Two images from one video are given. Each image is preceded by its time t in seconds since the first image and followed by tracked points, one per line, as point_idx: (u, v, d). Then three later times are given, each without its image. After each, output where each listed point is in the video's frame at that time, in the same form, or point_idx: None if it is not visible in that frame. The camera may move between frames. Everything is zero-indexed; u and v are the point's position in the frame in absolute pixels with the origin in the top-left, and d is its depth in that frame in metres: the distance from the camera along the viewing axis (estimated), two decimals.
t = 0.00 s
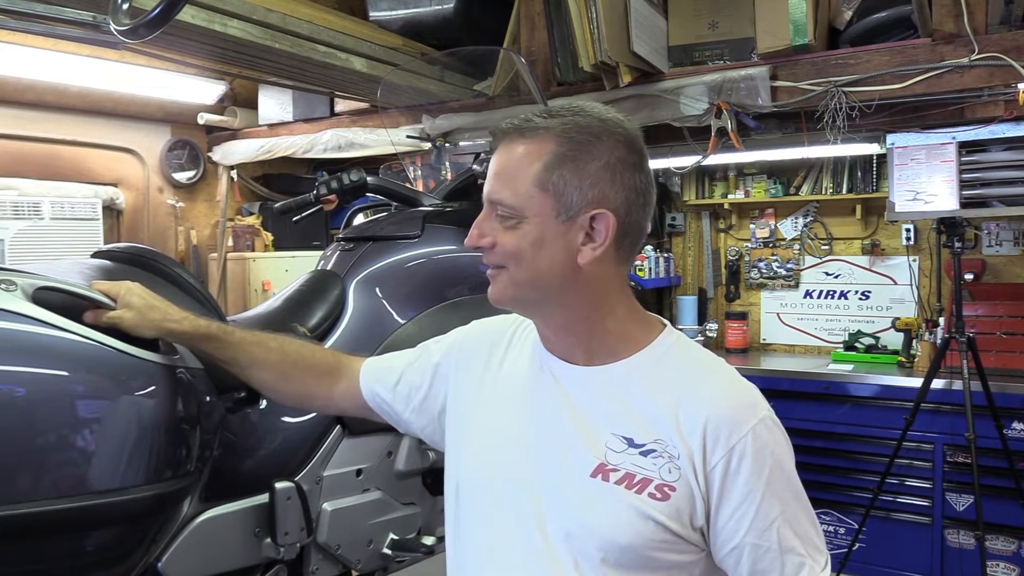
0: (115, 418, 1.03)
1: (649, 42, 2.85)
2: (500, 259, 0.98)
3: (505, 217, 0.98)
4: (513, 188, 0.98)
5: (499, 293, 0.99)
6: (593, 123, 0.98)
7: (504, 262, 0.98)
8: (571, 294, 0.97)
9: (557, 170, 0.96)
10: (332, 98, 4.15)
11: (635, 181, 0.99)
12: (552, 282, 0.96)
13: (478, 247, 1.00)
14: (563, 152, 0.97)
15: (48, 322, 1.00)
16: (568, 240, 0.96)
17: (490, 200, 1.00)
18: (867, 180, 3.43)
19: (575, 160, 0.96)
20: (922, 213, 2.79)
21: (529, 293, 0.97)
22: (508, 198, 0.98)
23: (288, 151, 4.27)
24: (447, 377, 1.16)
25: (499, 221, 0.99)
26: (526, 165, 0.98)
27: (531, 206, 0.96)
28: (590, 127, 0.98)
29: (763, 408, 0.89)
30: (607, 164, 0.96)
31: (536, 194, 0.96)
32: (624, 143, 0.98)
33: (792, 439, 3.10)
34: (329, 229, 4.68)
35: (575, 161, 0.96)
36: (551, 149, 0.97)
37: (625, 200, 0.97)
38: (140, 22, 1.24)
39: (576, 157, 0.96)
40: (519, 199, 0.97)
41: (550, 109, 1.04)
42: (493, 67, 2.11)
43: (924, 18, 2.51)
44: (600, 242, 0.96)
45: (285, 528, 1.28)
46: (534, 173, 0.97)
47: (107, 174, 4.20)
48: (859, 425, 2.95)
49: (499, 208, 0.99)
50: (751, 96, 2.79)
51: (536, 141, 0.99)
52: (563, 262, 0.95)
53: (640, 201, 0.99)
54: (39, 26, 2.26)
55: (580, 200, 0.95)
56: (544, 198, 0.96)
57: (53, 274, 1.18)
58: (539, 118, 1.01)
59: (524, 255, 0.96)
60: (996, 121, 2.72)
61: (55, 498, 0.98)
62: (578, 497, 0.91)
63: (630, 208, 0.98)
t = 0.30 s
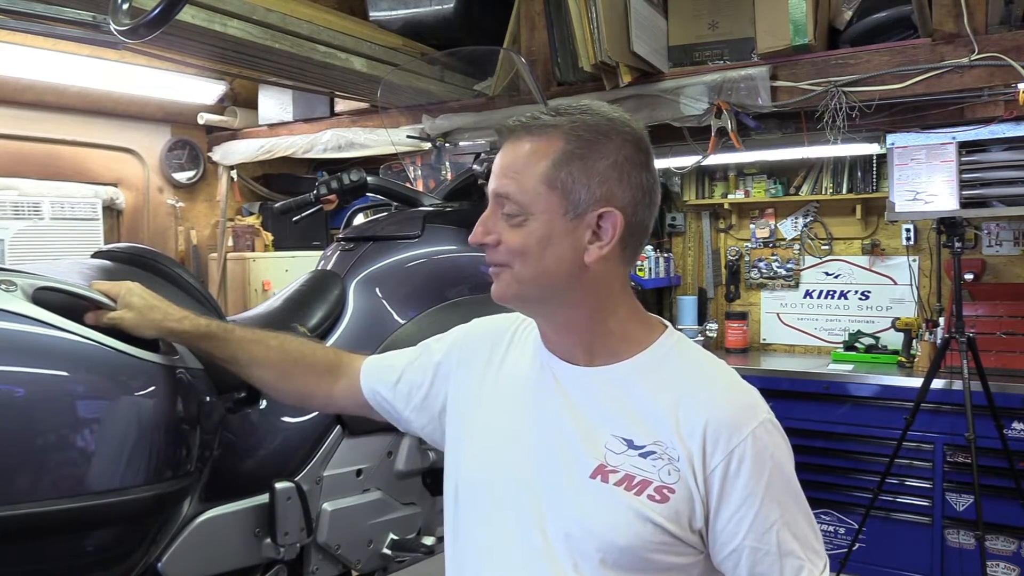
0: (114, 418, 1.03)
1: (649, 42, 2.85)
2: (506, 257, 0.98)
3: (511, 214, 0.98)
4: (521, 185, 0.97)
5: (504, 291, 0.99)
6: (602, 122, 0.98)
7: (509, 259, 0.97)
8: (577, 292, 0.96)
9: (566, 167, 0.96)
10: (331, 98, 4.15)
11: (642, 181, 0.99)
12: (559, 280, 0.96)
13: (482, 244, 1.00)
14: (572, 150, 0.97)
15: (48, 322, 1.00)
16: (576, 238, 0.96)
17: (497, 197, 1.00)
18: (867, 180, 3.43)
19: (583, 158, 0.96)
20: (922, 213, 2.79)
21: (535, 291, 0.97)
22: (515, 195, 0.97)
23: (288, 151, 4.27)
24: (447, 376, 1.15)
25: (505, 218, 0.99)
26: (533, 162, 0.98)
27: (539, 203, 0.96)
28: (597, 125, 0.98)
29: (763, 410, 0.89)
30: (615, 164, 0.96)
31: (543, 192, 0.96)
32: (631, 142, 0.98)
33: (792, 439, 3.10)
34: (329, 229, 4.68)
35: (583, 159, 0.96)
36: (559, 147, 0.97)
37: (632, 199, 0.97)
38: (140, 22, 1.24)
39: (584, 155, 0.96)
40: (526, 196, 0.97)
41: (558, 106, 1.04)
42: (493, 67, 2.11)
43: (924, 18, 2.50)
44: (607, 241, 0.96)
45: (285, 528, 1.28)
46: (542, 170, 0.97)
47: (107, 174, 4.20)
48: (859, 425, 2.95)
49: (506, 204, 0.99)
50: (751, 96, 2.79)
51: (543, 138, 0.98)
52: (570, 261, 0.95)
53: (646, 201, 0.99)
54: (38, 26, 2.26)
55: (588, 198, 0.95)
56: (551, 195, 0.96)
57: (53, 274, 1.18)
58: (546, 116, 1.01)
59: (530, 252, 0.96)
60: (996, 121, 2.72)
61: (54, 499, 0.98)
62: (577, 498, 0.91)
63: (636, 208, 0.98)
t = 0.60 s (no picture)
0: (115, 418, 1.03)
1: (649, 42, 2.85)
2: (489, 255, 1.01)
3: (492, 215, 1.01)
4: (498, 186, 1.00)
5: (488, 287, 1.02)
6: (578, 121, 0.98)
7: (492, 258, 1.01)
8: (554, 289, 0.98)
9: (535, 167, 0.98)
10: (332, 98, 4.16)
11: (619, 177, 0.97)
12: (532, 277, 0.97)
13: (476, 242, 1.03)
14: (544, 150, 0.98)
15: (48, 322, 1.00)
16: (545, 236, 0.96)
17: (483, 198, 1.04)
18: (867, 180, 3.43)
19: (553, 158, 0.97)
20: (922, 213, 2.79)
21: (512, 288, 0.99)
22: (494, 196, 1.01)
23: (288, 151, 4.28)
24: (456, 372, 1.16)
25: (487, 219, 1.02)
26: (511, 164, 1.00)
27: (514, 203, 0.99)
28: (574, 125, 0.98)
29: (761, 409, 0.87)
30: (585, 161, 0.96)
31: (517, 192, 0.99)
32: (606, 140, 0.97)
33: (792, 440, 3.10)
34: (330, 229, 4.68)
35: (552, 158, 0.97)
36: (535, 147, 0.99)
37: (604, 197, 0.96)
38: (140, 22, 1.24)
39: (554, 154, 0.97)
40: (503, 196, 1.00)
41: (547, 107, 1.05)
42: (493, 67, 2.11)
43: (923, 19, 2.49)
44: (575, 238, 0.95)
45: (285, 527, 1.28)
46: (516, 171, 0.99)
47: (107, 174, 4.20)
48: (859, 425, 2.95)
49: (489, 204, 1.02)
50: (751, 96, 2.79)
51: (523, 141, 1.01)
52: (540, 258, 0.97)
53: (625, 198, 0.97)
54: (38, 25, 2.26)
55: (555, 196, 0.96)
56: (523, 194, 0.98)
57: (53, 274, 1.18)
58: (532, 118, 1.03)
59: (506, 250, 0.99)
60: (996, 121, 2.71)
61: (55, 499, 0.98)
62: (571, 494, 0.91)
63: (611, 205, 0.96)
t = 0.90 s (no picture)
0: (115, 417, 1.03)
1: (649, 42, 2.85)
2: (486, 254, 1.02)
3: (485, 215, 1.02)
4: (489, 187, 1.01)
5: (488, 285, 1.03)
6: (563, 120, 0.98)
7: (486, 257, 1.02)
8: (545, 286, 0.98)
9: (521, 166, 0.98)
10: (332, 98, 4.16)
11: (605, 174, 0.95)
12: (523, 274, 0.98)
13: (479, 242, 1.04)
14: (530, 150, 0.98)
15: (48, 322, 1.00)
16: (533, 234, 0.96)
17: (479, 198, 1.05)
18: (867, 180, 3.43)
19: (538, 157, 0.97)
20: (922, 213, 2.79)
21: (506, 286, 1.00)
22: (486, 196, 1.01)
23: (288, 151, 4.28)
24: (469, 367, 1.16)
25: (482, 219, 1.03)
26: (502, 164, 1.01)
27: (504, 202, 0.99)
28: (559, 125, 0.98)
29: (744, 413, 0.84)
30: (569, 160, 0.95)
31: (507, 191, 0.99)
32: (590, 138, 0.96)
33: (792, 440, 3.10)
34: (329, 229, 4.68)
35: (536, 158, 0.97)
36: (522, 147, 0.99)
37: (589, 194, 0.95)
38: (140, 23, 1.24)
39: (538, 154, 0.97)
40: (492, 197, 1.00)
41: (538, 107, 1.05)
42: (493, 67, 2.11)
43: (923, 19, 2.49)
44: (561, 235, 0.95)
45: (285, 528, 1.28)
46: (504, 171, 0.99)
47: (107, 175, 4.20)
48: (859, 425, 2.95)
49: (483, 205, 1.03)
50: (751, 96, 2.79)
51: (512, 141, 1.01)
52: (529, 256, 0.97)
53: (612, 194, 0.96)
54: (38, 25, 2.26)
55: (541, 194, 0.96)
56: (511, 194, 0.98)
57: (53, 274, 1.18)
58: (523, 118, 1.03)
59: (498, 249, 0.99)
60: (996, 121, 2.71)
61: (55, 498, 0.98)
62: (552, 490, 0.92)
63: (597, 201, 0.95)
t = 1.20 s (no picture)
0: (115, 417, 1.03)
1: (649, 42, 2.85)
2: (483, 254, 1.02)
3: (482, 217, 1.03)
4: (485, 189, 1.01)
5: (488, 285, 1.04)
6: (551, 120, 0.98)
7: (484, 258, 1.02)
8: (539, 284, 0.98)
9: (512, 168, 0.98)
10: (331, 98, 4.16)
11: (594, 171, 0.95)
12: (517, 274, 0.98)
13: (478, 243, 1.04)
14: (520, 150, 0.98)
15: (47, 322, 1.00)
16: (525, 234, 0.97)
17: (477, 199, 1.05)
18: (867, 180, 3.43)
19: (527, 157, 0.97)
20: (922, 213, 2.79)
21: (501, 286, 1.01)
22: (481, 197, 1.02)
23: (288, 151, 4.28)
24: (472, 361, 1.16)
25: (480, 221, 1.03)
26: (494, 165, 1.01)
27: (497, 202, 0.99)
28: (547, 125, 0.98)
29: (733, 411, 0.84)
30: (556, 159, 0.95)
31: (499, 191, 0.99)
32: (576, 136, 0.96)
33: (792, 440, 3.10)
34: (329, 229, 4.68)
35: (525, 158, 0.97)
36: (512, 147, 0.99)
37: (577, 191, 0.95)
38: (140, 22, 1.24)
39: (527, 154, 0.97)
40: (486, 198, 1.01)
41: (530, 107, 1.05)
42: (493, 67, 2.11)
43: (923, 19, 2.48)
44: (551, 234, 0.95)
45: (285, 527, 1.28)
46: (496, 172, 1.00)
47: (107, 175, 4.20)
48: (859, 425, 2.95)
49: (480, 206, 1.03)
50: (751, 96, 2.79)
51: (503, 142, 1.01)
52: (521, 255, 0.97)
53: (600, 190, 0.95)
54: (38, 25, 2.26)
55: (531, 194, 0.96)
56: (502, 194, 0.99)
57: (53, 273, 1.18)
58: (514, 118, 1.03)
59: (492, 250, 1.00)
60: (996, 120, 2.71)
61: (55, 498, 0.98)
62: (544, 487, 0.92)
63: (586, 199, 0.95)
